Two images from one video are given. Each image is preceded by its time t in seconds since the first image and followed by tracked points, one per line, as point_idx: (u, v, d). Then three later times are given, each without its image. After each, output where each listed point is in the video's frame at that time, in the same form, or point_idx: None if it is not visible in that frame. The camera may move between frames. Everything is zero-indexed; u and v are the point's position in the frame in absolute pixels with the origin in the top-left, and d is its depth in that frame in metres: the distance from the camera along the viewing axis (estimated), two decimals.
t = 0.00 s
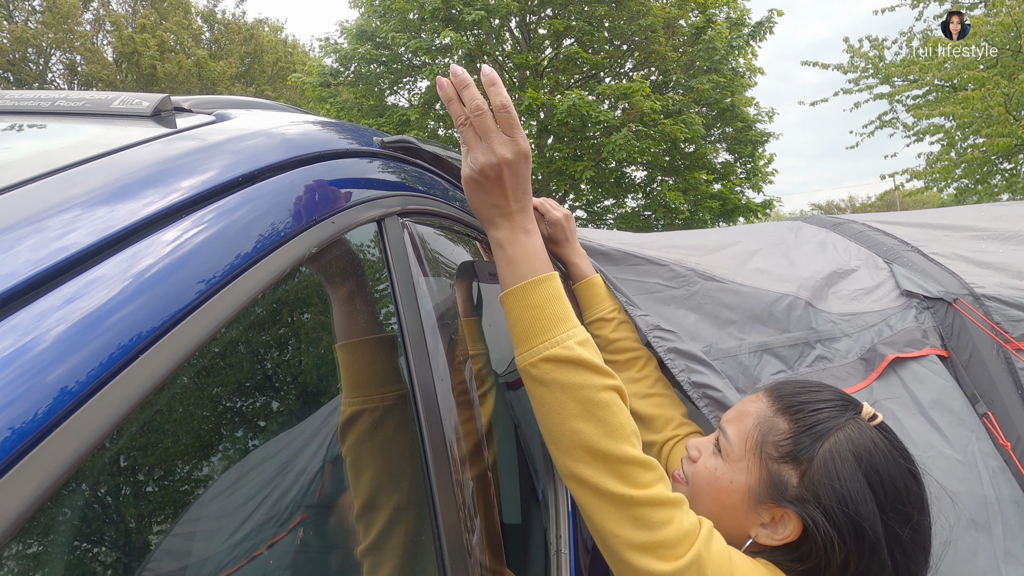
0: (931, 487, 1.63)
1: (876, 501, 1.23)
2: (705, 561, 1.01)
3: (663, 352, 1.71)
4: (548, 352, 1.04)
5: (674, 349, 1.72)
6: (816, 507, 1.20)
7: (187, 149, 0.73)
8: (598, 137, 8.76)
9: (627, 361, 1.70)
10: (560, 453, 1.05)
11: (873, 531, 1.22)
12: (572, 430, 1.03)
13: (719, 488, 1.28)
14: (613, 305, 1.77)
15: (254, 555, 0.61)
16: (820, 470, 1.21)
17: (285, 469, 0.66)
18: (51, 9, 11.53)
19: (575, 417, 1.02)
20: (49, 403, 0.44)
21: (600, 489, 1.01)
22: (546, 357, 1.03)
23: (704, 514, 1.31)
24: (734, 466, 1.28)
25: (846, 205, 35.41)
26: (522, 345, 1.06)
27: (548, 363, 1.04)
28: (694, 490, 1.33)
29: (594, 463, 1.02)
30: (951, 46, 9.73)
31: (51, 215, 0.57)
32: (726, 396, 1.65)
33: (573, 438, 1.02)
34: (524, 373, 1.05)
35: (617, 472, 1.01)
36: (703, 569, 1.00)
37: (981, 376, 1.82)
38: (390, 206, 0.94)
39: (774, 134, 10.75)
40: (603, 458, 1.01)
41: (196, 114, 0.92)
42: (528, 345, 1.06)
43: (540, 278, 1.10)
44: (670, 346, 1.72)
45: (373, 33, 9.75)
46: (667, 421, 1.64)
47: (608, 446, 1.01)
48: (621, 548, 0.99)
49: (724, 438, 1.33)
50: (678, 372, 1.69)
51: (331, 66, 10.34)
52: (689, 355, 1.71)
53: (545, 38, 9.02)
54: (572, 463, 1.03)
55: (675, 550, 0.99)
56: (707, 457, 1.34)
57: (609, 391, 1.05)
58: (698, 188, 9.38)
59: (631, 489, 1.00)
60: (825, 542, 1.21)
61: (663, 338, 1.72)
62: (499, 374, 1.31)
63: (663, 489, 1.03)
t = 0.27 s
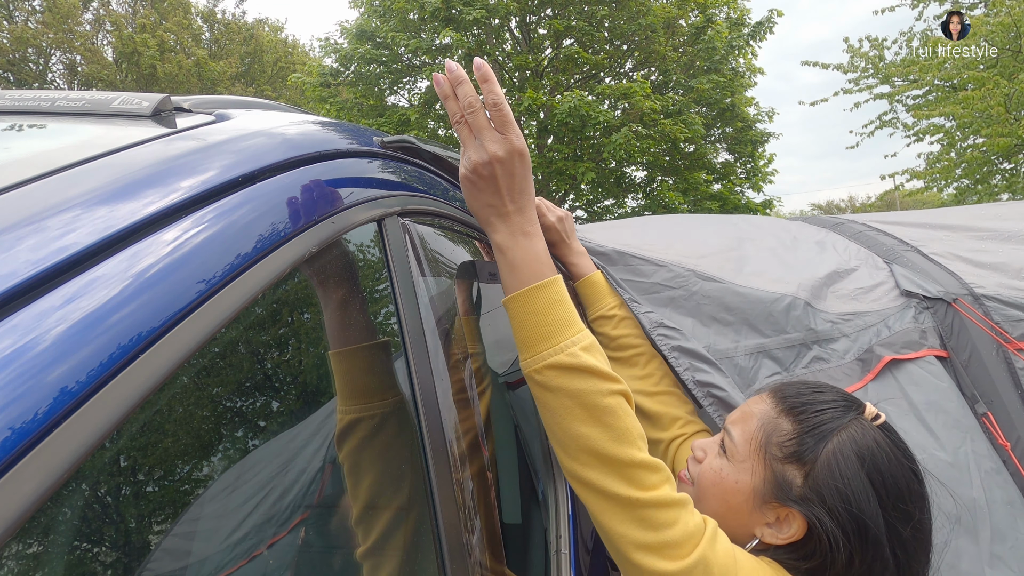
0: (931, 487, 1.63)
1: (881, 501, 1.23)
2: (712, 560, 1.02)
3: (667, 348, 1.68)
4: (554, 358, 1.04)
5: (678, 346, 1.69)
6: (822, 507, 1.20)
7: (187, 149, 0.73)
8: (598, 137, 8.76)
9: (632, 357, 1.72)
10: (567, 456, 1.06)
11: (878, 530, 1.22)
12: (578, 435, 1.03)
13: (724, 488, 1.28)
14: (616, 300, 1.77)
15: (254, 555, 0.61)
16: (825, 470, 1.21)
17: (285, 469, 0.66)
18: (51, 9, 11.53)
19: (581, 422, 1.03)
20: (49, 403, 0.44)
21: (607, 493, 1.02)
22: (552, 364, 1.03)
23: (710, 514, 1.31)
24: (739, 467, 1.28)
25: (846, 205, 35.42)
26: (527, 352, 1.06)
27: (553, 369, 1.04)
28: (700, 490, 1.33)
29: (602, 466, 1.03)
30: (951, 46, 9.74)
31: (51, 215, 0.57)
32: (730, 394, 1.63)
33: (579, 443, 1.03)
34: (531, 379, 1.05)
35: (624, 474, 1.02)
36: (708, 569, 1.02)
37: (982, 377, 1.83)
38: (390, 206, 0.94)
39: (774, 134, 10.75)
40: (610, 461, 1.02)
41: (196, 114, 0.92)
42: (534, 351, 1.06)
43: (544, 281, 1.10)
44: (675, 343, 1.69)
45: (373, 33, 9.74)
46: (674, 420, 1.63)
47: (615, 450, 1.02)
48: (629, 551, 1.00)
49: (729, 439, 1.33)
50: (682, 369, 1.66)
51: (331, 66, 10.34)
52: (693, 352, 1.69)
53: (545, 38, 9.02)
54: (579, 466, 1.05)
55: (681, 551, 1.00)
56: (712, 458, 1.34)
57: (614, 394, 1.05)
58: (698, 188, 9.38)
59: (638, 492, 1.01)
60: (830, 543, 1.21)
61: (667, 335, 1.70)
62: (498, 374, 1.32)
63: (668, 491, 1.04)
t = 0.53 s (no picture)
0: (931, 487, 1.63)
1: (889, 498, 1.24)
2: None
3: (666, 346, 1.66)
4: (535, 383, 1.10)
5: (677, 345, 1.67)
6: (834, 505, 1.20)
7: (186, 149, 0.73)
8: (598, 137, 8.76)
9: (628, 353, 1.69)
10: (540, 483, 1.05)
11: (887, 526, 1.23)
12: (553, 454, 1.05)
13: (735, 486, 1.27)
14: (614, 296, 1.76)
15: (254, 555, 0.61)
16: (837, 468, 1.21)
17: (285, 468, 0.66)
18: (51, 9, 11.53)
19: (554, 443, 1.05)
20: (49, 403, 0.44)
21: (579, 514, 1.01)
22: (533, 392, 1.09)
23: (718, 512, 1.30)
24: (750, 466, 1.27)
25: (846, 205, 35.43)
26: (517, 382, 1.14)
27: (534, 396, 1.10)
28: (708, 487, 1.31)
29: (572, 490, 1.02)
30: (951, 46, 9.73)
31: (51, 215, 0.57)
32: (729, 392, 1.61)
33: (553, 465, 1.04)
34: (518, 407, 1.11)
35: (595, 498, 1.01)
36: None
37: (981, 377, 1.82)
38: (389, 205, 0.93)
39: (774, 134, 10.75)
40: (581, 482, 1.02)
41: (196, 114, 0.92)
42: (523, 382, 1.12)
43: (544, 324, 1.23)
44: (673, 342, 1.68)
45: (373, 33, 9.74)
46: (672, 420, 1.63)
47: (581, 476, 1.02)
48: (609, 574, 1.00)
49: (740, 437, 1.31)
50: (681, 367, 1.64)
51: (331, 66, 10.34)
52: (691, 351, 1.67)
53: (545, 38, 9.03)
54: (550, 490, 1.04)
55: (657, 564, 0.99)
56: (723, 454, 1.32)
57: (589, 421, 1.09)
58: (698, 188, 9.38)
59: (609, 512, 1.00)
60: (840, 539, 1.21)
61: (666, 333, 1.68)
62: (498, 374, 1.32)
63: (637, 512, 1.02)
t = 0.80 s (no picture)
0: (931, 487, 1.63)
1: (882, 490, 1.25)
2: (655, 501, 1.12)
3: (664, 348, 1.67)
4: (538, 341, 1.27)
5: (673, 346, 1.68)
6: (828, 492, 1.22)
7: (186, 149, 0.73)
8: (598, 137, 8.75)
9: (627, 356, 1.69)
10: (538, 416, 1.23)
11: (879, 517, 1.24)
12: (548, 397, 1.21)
13: (733, 471, 1.29)
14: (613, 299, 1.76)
15: (254, 555, 0.61)
16: (832, 457, 1.23)
17: (285, 468, 0.66)
18: (50, 9, 11.52)
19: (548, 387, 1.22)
20: (49, 403, 0.44)
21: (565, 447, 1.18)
22: (533, 348, 1.26)
23: (716, 497, 1.31)
24: (747, 454, 1.29)
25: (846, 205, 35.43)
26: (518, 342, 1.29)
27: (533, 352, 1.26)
28: (707, 474, 1.32)
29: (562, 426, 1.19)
30: (951, 46, 9.71)
31: (51, 215, 0.57)
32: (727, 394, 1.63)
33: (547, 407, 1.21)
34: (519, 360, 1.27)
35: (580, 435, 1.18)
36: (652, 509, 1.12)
37: (981, 377, 1.82)
38: (389, 206, 0.93)
39: (774, 134, 10.74)
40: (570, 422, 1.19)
41: (196, 114, 0.92)
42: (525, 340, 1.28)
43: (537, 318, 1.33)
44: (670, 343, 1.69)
45: (373, 33, 9.74)
46: (672, 421, 1.63)
47: (568, 408, 1.19)
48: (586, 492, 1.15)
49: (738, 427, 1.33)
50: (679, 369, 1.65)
51: (331, 66, 10.34)
52: (688, 353, 1.68)
53: (545, 38, 9.02)
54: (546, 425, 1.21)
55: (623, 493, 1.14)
56: (721, 442, 1.34)
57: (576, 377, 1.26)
58: (698, 188, 9.38)
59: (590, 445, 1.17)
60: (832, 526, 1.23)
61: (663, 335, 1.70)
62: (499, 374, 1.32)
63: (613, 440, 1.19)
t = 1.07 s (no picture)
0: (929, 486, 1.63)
1: (878, 482, 1.26)
2: (661, 481, 1.12)
3: (663, 351, 1.71)
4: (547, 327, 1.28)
5: (672, 349, 1.72)
6: (826, 485, 1.23)
7: (187, 149, 0.73)
8: (598, 137, 8.75)
9: (627, 357, 1.69)
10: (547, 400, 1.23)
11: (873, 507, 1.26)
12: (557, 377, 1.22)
13: (734, 466, 1.29)
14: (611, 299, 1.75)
15: (255, 555, 0.61)
16: (829, 452, 1.24)
17: (285, 469, 0.66)
18: (50, 9, 11.52)
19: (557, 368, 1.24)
20: (49, 403, 0.44)
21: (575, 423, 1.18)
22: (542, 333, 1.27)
23: (715, 493, 1.31)
24: (747, 448, 1.29)
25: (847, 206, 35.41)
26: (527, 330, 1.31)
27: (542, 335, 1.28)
28: (706, 470, 1.32)
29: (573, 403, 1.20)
30: (951, 46, 9.70)
31: (51, 215, 0.57)
32: (723, 395, 1.69)
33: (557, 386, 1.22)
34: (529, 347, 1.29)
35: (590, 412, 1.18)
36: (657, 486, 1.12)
37: (982, 377, 1.82)
38: (389, 206, 0.93)
39: (774, 134, 10.74)
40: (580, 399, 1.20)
41: (196, 114, 0.92)
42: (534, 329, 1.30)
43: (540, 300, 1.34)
44: (669, 345, 1.73)
45: (373, 33, 9.74)
46: (672, 422, 1.63)
47: (581, 389, 1.20)
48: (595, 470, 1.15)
49: (738, 423, 1.32)
50: (677, 371, 1.70)
51: (331, 66, 10.34)
52: (686, 356, 1.73)
53: (545, 38, 9.02)
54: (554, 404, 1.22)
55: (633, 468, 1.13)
56: (720, 438, 1.33)
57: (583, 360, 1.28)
58: (698, 188, 9.38)
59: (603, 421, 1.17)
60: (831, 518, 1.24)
61: (662, 337, 1.74)
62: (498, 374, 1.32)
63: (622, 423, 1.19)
